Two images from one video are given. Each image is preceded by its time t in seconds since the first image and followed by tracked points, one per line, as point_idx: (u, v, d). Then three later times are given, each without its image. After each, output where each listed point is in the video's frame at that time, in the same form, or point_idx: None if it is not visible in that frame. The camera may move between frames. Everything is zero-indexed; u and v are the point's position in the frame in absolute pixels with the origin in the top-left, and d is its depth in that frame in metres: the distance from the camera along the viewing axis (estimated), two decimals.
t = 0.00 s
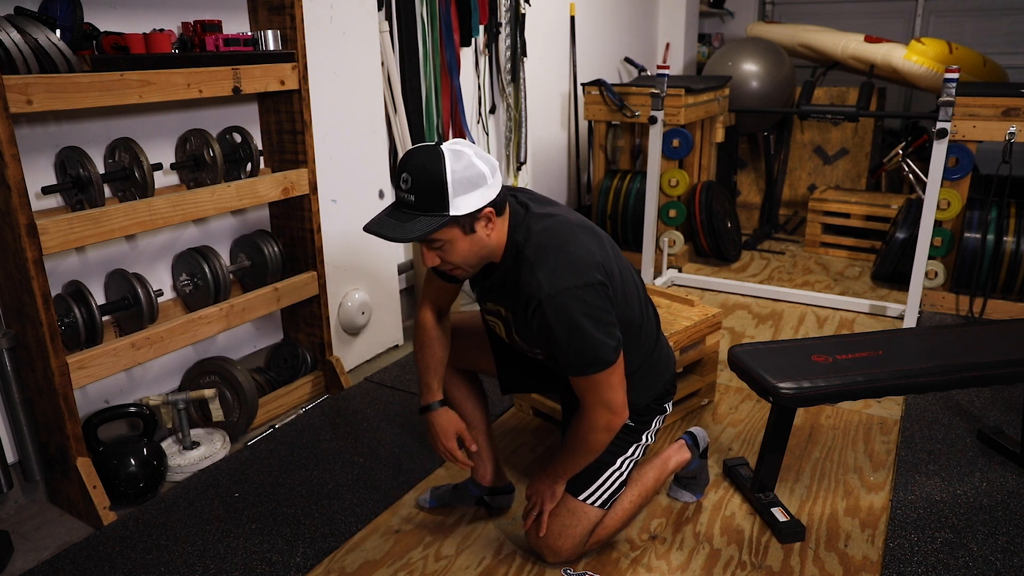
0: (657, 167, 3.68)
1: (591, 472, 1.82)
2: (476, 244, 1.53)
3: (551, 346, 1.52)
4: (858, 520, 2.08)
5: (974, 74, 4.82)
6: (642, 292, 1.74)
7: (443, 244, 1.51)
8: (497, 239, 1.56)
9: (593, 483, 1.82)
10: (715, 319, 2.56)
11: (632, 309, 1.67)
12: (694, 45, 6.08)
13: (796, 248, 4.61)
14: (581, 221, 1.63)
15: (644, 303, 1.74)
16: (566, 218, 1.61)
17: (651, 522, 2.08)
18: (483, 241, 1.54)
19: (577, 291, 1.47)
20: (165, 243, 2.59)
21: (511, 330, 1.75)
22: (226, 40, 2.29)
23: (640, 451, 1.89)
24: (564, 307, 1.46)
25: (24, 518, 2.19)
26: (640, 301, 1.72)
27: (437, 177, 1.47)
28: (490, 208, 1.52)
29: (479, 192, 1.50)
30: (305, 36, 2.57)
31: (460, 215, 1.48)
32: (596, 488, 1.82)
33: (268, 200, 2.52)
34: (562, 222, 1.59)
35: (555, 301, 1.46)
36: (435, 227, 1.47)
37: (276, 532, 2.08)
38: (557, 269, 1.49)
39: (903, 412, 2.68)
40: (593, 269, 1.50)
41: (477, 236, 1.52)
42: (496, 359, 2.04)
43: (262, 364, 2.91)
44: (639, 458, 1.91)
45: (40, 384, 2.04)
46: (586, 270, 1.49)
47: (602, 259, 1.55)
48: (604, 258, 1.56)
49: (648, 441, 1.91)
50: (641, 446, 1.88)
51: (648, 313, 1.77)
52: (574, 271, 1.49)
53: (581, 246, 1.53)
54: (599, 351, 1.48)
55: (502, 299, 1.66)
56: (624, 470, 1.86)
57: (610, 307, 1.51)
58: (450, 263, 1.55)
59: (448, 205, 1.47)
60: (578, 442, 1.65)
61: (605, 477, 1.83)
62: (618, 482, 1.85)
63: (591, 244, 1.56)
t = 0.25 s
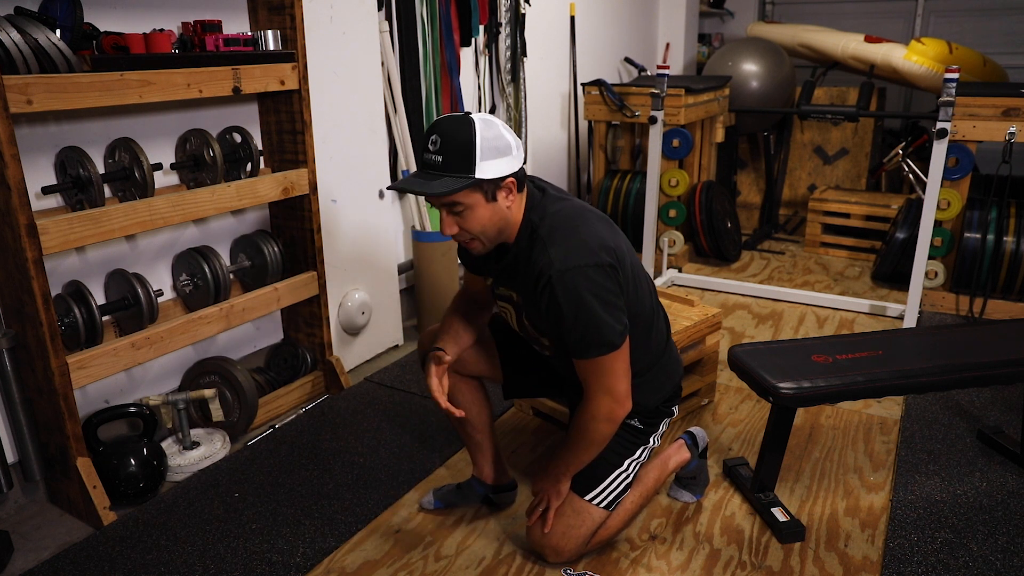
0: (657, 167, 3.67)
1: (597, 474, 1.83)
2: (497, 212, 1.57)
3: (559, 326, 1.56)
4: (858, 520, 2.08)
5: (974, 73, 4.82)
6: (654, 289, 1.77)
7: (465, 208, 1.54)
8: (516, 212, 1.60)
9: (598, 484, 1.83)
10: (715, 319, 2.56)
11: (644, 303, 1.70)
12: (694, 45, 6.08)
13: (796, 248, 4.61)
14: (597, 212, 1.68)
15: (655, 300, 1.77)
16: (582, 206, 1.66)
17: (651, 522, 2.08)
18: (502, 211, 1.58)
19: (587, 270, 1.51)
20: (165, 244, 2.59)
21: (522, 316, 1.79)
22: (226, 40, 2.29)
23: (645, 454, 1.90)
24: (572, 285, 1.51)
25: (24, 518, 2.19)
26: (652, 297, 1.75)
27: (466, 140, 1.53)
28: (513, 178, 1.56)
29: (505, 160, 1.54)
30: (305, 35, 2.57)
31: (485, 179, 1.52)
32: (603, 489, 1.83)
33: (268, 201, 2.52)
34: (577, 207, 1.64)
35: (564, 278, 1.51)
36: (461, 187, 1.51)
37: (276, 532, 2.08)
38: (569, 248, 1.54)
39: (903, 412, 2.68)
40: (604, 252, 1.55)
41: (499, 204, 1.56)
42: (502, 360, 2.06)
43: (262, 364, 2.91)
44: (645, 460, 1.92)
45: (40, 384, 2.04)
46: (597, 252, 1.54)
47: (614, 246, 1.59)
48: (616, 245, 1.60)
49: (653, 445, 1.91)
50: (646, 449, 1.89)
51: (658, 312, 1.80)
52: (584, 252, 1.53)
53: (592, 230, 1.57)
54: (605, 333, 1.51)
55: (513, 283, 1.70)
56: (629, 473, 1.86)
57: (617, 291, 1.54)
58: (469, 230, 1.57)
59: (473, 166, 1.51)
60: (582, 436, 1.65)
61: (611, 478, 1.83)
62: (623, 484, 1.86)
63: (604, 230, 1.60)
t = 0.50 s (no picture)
0: (657, 167, 3.67)
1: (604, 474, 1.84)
2: (508, 194, 1.64)
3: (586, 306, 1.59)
4: (858, 520, 2.08)
5: (974, 73, 4.82)
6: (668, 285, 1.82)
7: (477, 189, 1.60)
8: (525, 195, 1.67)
9: (603, 485, 1.84)
10: (715, 319, 2.56)
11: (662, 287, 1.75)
12: (694, 45, 6.08)
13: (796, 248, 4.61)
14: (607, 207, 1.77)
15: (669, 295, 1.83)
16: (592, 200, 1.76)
17: (651, 522, 2.08)
18: (513, 194, 1.65)
19: (605, 248, 1.58)
20: (165, 244, 2.59)
21: (545, 317, 1.82)
22: (226, 40, 2.29)
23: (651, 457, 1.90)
24: (592, 261, 1.57)
25: (24, 518, 2.19)
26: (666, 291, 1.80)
27: (478, 121, 1.60)
28: (523, 161, 1.64)
29: (516, 142, 1.61)
30: (305, 35, 2.57)
31: (497, 159, 1.59)
32: (608, 490, 1.84)
33: (268, 200, 2.52)
34: (586, 199, 1.73)
35: (582, 256, 1.58)
36: (474, 166, 1.57)
37: (276, 532, 2.08)
38: (584, 231, 1.61)
39: (903, 412, 2.68)
40: (618, 233, 1.62)
41: (509, 185, 1.63)
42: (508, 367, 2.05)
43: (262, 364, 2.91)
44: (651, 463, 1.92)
45: (39, 384, 2.04)
46: (612, 232, 1.61)
47: (627, 230, 1.67)
48: (629, 230, 1.68)
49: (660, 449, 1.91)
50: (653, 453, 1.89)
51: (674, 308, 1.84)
52: (600, 233, 1.61)
53: (604, 216, 1.66)
54: (633, 304, 1.54)
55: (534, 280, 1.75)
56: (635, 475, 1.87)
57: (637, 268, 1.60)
58: (481, 212, 1.63)
59: (486, 146, 1.58)
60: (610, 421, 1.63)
61: (616, 480, 1.84)
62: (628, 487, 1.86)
63: (615, 218, 1.69)
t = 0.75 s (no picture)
0: (657, 167, 3.67)
1: (608, 473, 1.86)
2: (512, 193, 1.64)
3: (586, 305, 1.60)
4: (858, 520, 2.08)
5: (974, 73, 4.82)
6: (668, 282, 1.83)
7: (483, 187, 1.60)
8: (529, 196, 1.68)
9: (607, 484, 1.85)
10: (715, 319, 2.56)
11: (663, 285, 1.76)
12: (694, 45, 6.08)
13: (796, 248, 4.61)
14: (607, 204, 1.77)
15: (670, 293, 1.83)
16: (591, 197, 1.76)
17: (651, 522, 2.08)
18: (519, 194, 1.65)
19: (605, 246, 1.59)
20: (165, 243, 2.59)
21: (545, 313, 1.83)
22: (226, 40, 2.29)
23: (653, 459, 1.92)
24: (591, 261, 1.58)
25: (24, 518, 2.19)
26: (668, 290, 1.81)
27: (484, 121, 1.61)
28: (528, 161, 1.64)
29: (521, 142, 1.62)
30: (305, 36, 2.57)
31: (502, 157, 1.59)
32: (611, 489, 1.85)
33: (268, 200, 2.52)
34: (586, 197, 1.74)
35: (581, 255, 1.58)
36: (479, 163, 1.58)
37: (276, 532, 2.08)
38: (584, 230, 1.62)
39: (903, 412, 2.68)
40: (618, 232, 1.63)
41: (514, 185, 1.64)
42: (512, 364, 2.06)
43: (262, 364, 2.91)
44: (653, 464, 1.93)
45: (39, 384, 2.04)
46: (611, 231, 1.62)
47: (626, 228, 1.68)
48: (628, 227, 1.68)
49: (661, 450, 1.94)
50: (655, 455, 1.91)
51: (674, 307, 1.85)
52: (599, 232, 1.61)
53: (603, 214, 1.67)
54: (632, 304, 1.55)
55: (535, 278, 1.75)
56: (637, 477, 1.88)
57: (637, 267, 1.61)
58: (485, 211, 1.63)
59: (491, 145, 1.59)
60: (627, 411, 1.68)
61: (620, 480, 1.86)
62: (631, 488, 1.87)
63: (615, 217, 1.69)
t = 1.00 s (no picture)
0: (657, 167, 3.67)
1: (608, 474, 1.86)
2: (513, 199, 1.64)
3: (583, 304, 1.60)
4: (858, 520, 2.08)
5: (974, 73, 4.82)
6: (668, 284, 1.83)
7: (484, 193, 1.61)
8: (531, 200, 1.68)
9: (608, 485, 1.85)
10: (715, 319, 2.56)
11: (662, 286, 1.76)
12: (694, 45, 6.09)
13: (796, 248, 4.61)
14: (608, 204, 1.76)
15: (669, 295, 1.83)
16: (592, 195, 1.75)
17: (651, 522, 2.08)
18: (521, 199, 1.66)
19: (605, 246, 1.58)
20: (165, 243, 2.59)
21: (541, 312, 1.83)
22: (226, 40, 2.29)
23: (654, 459, 1.92)
24: (590, 260, 1.57)
25: (24, 518, 2.19)
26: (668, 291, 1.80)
27: (486, 125, 1.61)
28: (528, 165, 1.64)
29: (523, 146, 1.63)
30: (305, 36, 2.57)
31: (503, 164, 1.60)
32: (612, 489, 1.85)
33: (268, 200, 2.52)
34: (588, 196, 1.74)
35: (580, 254, 1.58)
36: (480, 171, 1.58)
37: (276, 532, 2.08)
38: (584, 228, 1.62)
39: (903, 412, 2.68)
40: (617, 231, 1.63)
41: (515, 190, 1.64)
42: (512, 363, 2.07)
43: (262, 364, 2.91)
44: (653, 465, 1.93)
45: (39, 384, 2.04)
46: (611, 230, 1.62)
47: (626, 228, 1.67)
48: (628, 228, 1.68)
49: (662, 450, 1.94)
50: (656, 455, 1.91)
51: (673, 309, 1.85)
52: (598, 231, 1.61)
53: (604, 213, 1.66)
54: (629, 306, 1.56)
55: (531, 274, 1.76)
56: (637, 477, 1.88)
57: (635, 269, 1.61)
58: (488, 217, 1.64)
59: (493, 150, 1.59)
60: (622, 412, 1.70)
61: (620, 480, 1.86)
62: (631, 489, 1.87)
63: (615, 216, 1.69)
